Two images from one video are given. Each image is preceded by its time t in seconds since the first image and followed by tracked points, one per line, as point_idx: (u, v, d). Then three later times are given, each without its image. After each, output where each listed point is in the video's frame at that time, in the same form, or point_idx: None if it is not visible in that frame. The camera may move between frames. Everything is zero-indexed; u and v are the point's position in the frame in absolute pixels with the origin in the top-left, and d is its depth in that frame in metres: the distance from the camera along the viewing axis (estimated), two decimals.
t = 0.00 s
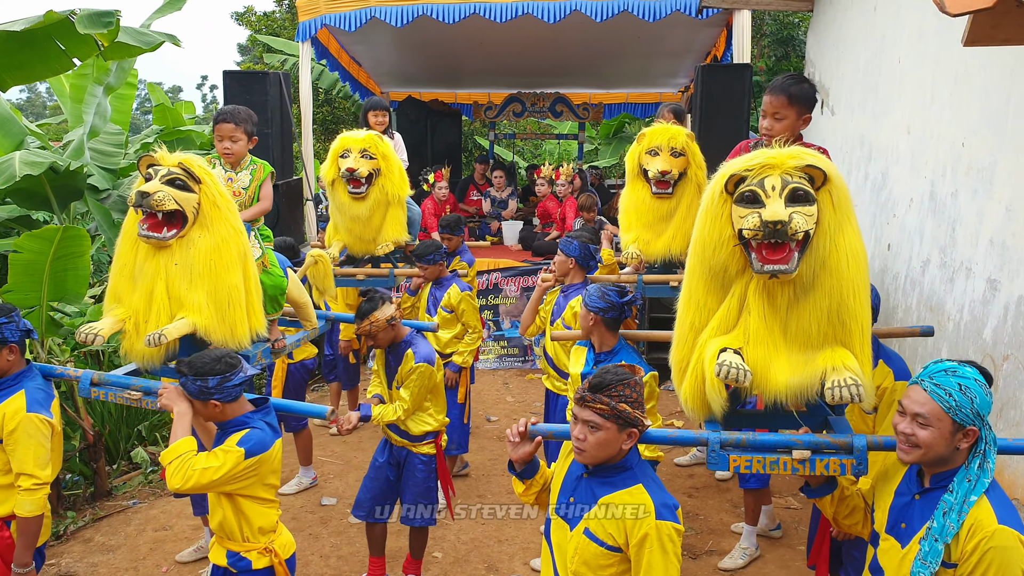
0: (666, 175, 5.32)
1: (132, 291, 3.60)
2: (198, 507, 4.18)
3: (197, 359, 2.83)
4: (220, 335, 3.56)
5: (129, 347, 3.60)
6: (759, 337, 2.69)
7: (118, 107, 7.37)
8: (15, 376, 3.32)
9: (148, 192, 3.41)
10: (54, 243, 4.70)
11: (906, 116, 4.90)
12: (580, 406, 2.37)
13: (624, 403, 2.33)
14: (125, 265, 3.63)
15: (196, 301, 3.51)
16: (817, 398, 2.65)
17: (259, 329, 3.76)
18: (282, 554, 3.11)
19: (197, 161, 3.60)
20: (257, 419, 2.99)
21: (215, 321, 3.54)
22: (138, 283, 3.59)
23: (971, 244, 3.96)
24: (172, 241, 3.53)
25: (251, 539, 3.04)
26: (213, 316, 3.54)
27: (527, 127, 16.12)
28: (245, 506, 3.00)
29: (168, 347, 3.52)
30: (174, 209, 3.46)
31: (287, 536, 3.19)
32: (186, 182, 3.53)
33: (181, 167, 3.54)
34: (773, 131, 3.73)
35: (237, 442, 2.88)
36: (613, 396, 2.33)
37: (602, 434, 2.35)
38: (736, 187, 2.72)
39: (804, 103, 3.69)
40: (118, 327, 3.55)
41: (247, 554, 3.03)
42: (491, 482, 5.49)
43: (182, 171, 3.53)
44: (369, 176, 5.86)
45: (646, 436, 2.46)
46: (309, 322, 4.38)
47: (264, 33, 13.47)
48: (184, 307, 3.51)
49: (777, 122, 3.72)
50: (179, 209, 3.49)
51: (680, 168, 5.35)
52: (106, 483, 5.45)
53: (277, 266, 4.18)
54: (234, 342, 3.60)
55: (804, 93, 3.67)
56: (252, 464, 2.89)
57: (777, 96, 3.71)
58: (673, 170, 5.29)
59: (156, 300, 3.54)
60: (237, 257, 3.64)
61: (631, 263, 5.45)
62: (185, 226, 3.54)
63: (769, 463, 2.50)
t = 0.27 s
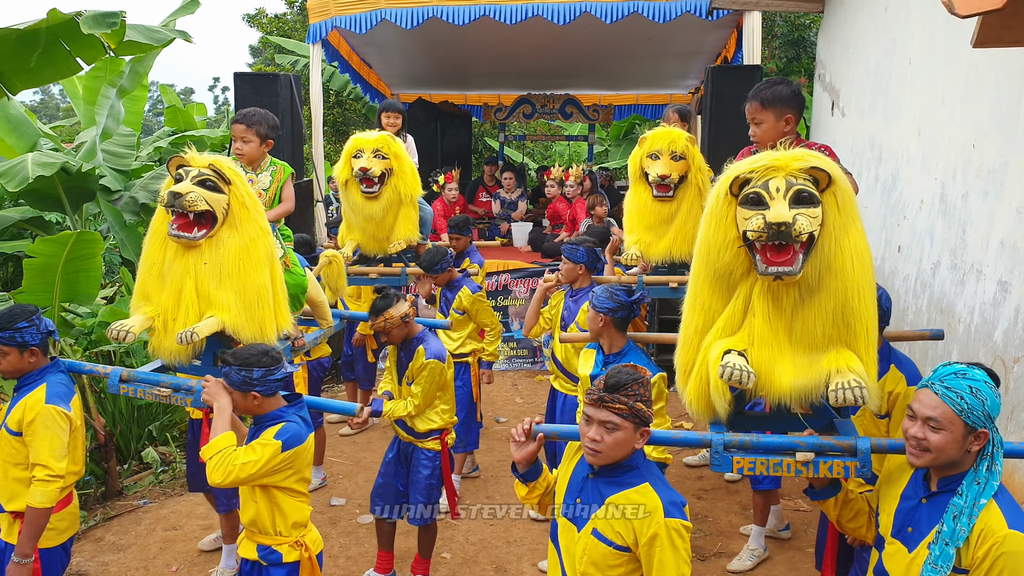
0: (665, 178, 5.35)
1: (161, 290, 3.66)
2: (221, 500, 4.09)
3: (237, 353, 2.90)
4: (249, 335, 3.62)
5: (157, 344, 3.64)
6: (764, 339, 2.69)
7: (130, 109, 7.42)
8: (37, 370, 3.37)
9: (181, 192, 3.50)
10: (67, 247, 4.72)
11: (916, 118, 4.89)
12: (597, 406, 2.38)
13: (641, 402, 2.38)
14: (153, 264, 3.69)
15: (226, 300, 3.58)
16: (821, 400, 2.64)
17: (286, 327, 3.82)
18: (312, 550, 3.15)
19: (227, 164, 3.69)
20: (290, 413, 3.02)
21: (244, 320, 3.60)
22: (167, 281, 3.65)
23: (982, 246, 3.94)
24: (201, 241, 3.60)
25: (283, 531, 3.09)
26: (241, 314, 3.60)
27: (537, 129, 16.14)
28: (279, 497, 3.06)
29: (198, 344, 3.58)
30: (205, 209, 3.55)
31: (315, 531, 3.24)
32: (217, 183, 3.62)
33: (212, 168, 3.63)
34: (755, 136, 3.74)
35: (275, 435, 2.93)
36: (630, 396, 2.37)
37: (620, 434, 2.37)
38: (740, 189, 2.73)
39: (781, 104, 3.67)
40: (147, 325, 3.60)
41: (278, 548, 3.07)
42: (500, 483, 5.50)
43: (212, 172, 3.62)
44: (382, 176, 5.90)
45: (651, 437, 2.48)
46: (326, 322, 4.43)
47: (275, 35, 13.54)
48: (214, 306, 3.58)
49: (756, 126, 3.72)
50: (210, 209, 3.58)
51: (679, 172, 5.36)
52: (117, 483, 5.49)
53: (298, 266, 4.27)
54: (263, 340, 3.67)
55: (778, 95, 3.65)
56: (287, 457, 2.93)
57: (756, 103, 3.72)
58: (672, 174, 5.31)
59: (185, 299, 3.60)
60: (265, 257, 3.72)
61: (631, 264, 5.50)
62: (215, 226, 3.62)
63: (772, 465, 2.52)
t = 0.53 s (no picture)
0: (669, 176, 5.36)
1: (176, 286, 3.70)
2: (228, 495, 4.11)
3: (262, 345, 3.03)
4: (263, 327, 3.66)
5: (174, 340, 3.68)
6: (771, 339, 2.69)
7: (137, 109, 7.45)
8: (52, 362, 3.38)
9: (193, 192, 3.53)
10: (77, 248, 4.77)
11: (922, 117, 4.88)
12: (609, 412, 2.37)
13: (651, 402, 2.39)
14: (169, 261, 3.72)
15: (239, 295, 3.62)
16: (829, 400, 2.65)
17: (301, 319, 3.88)
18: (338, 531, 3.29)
19: (237, 163, 3.71)
20: (313, 401, 3.17)
21: (256, 313, 3.64)
22: (182, 278, 3.68)
23: (987, 245, 3.94)
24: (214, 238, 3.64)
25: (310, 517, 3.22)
26: (254, 308, 3.64)
27: (544, 129, 16.15)
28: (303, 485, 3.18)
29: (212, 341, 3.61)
30: (217, 207, 3.58)
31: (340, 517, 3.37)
32: (228, 182, 3.64)
33: (223, 168, 3.65)
34: (760, 133, 3.74)
35: (302, 421, 3.07)
36: (643, 399, 2.38)
37: (635, 436, 2.38)
38: (747, 187, 2.73)
39: (785, 99, 3.67)
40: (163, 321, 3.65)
41: (306, 531, 3.20)
42: (505, 482, 5.51)
43: (223, 172, 3.64)
44: (384, 174, 5.93)
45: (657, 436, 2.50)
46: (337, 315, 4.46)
47: (283, 36, 13.59)
48: (228, 301, 3.63)
49: (761, 123, 3.73)
50: (221, 207, 3.60)
51: (683, 170, 5.38)
52: (125, 480, 5.53)
53: (310, 262, 4.31)
54: (276, 333, 3.71)
55: (782, 90, 3.66)
56: (316, 441, 3.08)
57: (759, 100, 3.74)
58: (675, 171, 5.31)
59: (200, 294, 3.66)
60: (276, 253, 3.76)
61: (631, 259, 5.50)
62: (228, 223, 3.66)
63: (777, 467, 2.53)
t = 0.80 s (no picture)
0: (675, 175, 5.35)
1: (189, 281, 3.76)
2: (228, 487, 4.17)
3: (265, 339, 3.05)
4: (272, 321, 3.73)
5: (189, 333, 3.74)
6: (777, 344, 2.69)
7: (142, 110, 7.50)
8: (59, 357, 3.40)
9: (207, 186, 3.59)
10: (80, 250, 4.79)
11: (924, 118, 4.87)
12: (625, 424, 2.30)
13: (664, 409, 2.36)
14: (181, 257, 3.79)
15: (252, 288, 3.68)
16: (836, 407, 2.65)
17: (308, 314, 3.96)
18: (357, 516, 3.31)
19: (249, 159, 3.79)
20: (322, 391, 3.17)
21: (267, 308, 3.71)
22: (196, 272, 3.75)
23: (988, 246, 3.94)
24: (227, 233, 3.70)
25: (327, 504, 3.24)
26: (265, 303, 3.71)
27: (548, 130, 16.19)
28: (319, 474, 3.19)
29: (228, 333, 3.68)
30: (231, 202, 3.65)
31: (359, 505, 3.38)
32: (241, 178, 3.72)
33: (235, 164, 3.73)
34: (770, 127, 3.75)
35: (309, 412, 3.08)
36: (656, 410, 2.33)
37: (651, 446, 2.34)
38: (752, 189, 2.72)
39: (795, 94, 3.66)
40: (177, 315, 3.71)
41: (326, 515, 3.23)
42: (506, 482, 5.52)
43: (236, 168, 3.72)
44: (387, 173, 5.95)
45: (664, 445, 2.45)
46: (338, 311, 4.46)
47: (287, 37, 13.65)
48: (241, 295, 3.68)
49: (771, 117, 3.73)
50: (234, 202, 3.67)
51: (688, 169, 5.37)
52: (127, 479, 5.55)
53: (315, 258, 4.37)
54: (286, 327, 3.78)
55: (792, 85, 3.65)
56: (326, 431, 3.08)
57: (768, 94, 3.74)
58: (681, 170, 5.32)
59: (213, 289, 3.71)
60: (287, 247, 3.83)
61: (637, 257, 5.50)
62: (240, 219, 3.71)
63: (784, 476, 2.50)
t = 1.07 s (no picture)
0: (681, 173, 5.37)
1: (196, 277, 3.81)
2: (223, 484, 4.19)
3: (286, 332, 3.14)
4: (276, 314, 3.79)
5: (197, 328, 3.79)
6: (782, 352, 2.69)
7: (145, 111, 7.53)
8: (76, 356, 3.50)
9: (217, 183, 3.63)
10: (81, 249, 4.82)
11: (923, 119, 4.89)
12: (636, 433, 2.29)
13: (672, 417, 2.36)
14: (188, 253, 3.84)
15: (259, 285, 3.73)
16: (843, 415, 2.64)
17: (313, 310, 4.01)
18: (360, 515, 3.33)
19: (256, 158, 3.83)
20: (330, 392, 3.24)
21: (274, 304, 3.77)
22: (204, 268, 3.80)
23: (986, 247, 3.95)
24: (235, 231, 3.74)
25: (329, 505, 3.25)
26: (273, 299, 3.76)
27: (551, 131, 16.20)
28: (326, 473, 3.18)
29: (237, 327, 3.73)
30: (240, 199, 3.69)
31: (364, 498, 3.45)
32: (249, 176, 3.75)
33: (243, 162, 3.76)
34: (774, 129, 3.74)
35: (322, 420, 3.15)
36: (661, 419, 2.33)
37: (659, 455, 2.34)
38: (760, 192, 2.74)
39: (801, 96, 3.67)
40: (185, 311, 3.76)
41: (328, 511, 3.25)
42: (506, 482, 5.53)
43: (244, 166, 3.75)
44: (385, 175, 5.97)
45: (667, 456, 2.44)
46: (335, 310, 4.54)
47: (290, 38, 13.69)
48: (249, 291, 3.73)
49: (775, 119, 3.73)
50: (243, 200, 3.71)
51: (694, 168, 5.39)
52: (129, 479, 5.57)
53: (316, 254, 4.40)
54: (293, 322, 3.83)
55: (799, 87, 3.66)
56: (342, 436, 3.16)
57: (775, 95, 3.75)
58: (688, 168, 5.35)
59: (221, 285, 3.74)
60: (294, 245, 3.87)
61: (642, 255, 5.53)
62: (248, 216, 3.75)
63: (789, 486, 2.49)
